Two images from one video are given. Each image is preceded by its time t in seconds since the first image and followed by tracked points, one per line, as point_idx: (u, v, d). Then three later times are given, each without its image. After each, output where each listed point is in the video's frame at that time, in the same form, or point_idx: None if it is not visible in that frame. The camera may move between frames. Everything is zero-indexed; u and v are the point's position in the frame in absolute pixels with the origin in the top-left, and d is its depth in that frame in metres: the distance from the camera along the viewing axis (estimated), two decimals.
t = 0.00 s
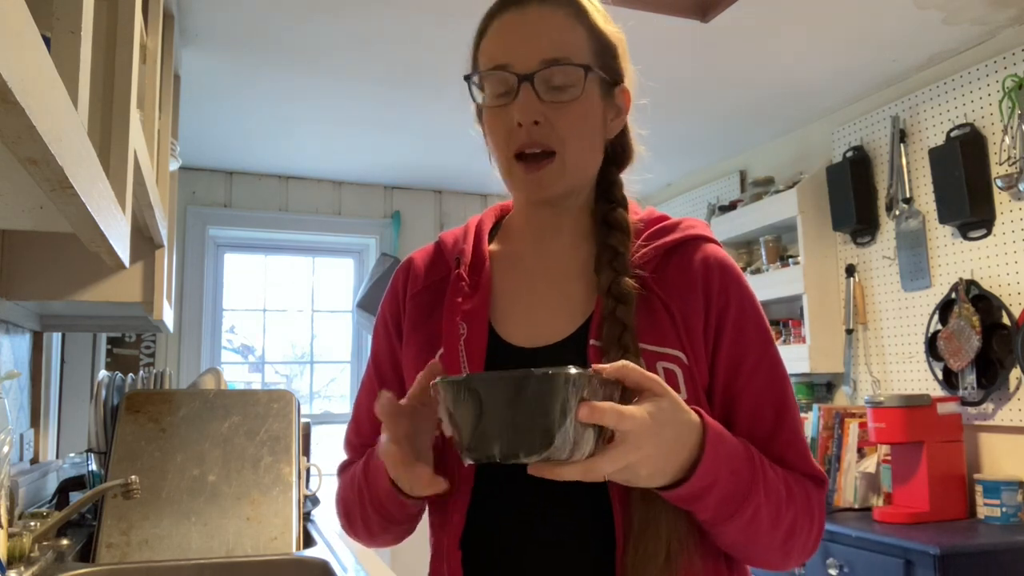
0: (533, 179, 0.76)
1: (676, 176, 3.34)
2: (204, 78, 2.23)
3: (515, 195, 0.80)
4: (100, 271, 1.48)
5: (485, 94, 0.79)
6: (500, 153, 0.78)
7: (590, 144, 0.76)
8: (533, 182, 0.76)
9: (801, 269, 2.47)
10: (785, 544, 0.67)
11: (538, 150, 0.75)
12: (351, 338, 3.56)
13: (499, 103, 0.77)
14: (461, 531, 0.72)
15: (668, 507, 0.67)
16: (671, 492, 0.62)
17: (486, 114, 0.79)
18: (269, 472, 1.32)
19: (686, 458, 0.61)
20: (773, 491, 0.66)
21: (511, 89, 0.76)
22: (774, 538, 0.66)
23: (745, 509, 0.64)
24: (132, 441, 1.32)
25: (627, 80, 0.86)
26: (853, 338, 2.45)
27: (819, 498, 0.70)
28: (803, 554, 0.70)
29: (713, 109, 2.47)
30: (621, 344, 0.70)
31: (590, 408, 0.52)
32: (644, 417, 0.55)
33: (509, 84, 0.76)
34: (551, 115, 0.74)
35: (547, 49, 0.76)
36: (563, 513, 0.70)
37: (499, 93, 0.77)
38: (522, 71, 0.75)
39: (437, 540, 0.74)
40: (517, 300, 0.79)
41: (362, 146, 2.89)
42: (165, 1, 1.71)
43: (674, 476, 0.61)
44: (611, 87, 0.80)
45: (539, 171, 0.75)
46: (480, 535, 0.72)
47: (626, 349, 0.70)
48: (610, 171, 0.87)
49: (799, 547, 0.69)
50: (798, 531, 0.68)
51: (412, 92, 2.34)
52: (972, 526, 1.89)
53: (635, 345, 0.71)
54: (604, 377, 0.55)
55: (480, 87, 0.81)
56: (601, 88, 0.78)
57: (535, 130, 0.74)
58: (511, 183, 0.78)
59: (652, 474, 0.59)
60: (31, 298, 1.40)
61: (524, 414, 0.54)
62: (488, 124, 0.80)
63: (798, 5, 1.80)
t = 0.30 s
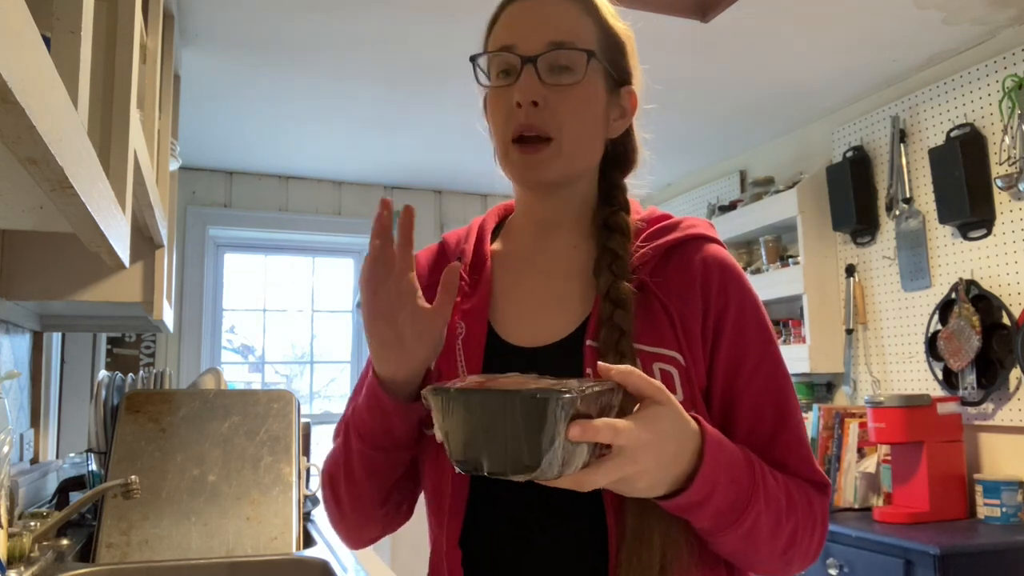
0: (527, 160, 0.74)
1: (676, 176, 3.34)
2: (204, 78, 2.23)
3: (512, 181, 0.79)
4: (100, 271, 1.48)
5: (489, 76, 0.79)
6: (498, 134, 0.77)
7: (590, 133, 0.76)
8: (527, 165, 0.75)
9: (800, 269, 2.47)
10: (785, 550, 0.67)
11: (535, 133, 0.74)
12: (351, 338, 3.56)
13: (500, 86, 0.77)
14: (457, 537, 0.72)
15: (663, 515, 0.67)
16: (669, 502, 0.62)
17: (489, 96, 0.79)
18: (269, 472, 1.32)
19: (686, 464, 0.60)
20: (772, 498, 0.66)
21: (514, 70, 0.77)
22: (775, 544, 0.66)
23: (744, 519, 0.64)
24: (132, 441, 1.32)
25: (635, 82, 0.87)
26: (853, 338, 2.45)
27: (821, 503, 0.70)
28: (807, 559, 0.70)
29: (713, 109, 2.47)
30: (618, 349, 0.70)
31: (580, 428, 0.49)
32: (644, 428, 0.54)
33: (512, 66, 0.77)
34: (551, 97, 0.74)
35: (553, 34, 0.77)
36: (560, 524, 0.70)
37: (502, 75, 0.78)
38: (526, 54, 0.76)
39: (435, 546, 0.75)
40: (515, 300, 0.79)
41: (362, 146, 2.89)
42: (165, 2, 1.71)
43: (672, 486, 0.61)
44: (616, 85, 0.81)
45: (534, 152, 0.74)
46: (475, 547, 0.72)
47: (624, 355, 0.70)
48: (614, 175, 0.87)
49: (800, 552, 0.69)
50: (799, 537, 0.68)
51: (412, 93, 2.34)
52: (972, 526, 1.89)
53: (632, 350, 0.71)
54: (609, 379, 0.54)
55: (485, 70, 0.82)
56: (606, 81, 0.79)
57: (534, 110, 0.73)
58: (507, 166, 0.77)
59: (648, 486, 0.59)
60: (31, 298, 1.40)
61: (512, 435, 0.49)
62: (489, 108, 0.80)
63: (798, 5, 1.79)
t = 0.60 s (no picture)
0: (529, 166, 0.75)
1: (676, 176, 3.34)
2: (204, 78, 2.23)
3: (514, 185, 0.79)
4: (100, 271, 1.48)
5: (489, 81, 0.79)
6: (498, 139, 0.77)
7: (591, 137, 0.76)
8: (529, 170, 0.75)
9: (800, 269, 2.47)
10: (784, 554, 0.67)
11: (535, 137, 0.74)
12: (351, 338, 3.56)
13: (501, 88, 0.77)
14: (456, 541, 0.73)
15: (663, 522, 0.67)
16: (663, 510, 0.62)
17: (489, 101, 0.79)
18: (269, 472, 1.32)
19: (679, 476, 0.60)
20: (767, 508, 0.66)
21: (514, 75, 0.76)
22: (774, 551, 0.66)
23: (739, 527, 0.64)
24: (132, 441, 1.32)
25: (635, 80, 0.87)
26: (853, 338, 2.45)
27: (822, 506, 0.69)
28: (808, 562, 0.70)
29: (713, 108, 2.47)
30: (620, 350, 0.70)
31: (593, 496, 0.54)
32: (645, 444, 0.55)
33: (512, 70, 0.77)
34: (552, 103, 0.74)
35: (553, 38, 0.76)
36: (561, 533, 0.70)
37: (502, 80, 0.77)
38: (526, 59, 0.76)
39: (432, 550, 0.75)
40: (516, 301, 0.79)
41: (362, 146, 2.89)
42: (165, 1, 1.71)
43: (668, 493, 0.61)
44: (617, 84, 0.81)
45: (535, 158, 0.74)
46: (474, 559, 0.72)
47: (625, 355, 0.70)
48: (613, 173, 0.87)
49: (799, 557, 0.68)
50: (799, 541, 0.68)
51: (412, 93, 2.34)
52: (972, 526, 1.89)
53: (634, 350, 0.71)
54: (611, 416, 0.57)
55: (484, 73, 0.81)
56: (606, 82, 0.79)
57: (535, 117, 0.73)
58: (507, 168, 0.77)
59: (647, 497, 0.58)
60: (31, 298, 1.40)
61: (522, 496, 0.55)
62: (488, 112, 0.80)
63: (798, 5, 1.80)
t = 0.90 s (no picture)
0: (529, 177, 0.75)
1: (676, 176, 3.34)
2: (203, 78, 2.23)
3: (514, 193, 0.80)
4: (100, 271, 1.48)
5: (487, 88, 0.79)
6: (498, 148, 0.78)
7: (591, 143, 0.76)
8: (530, 180, 0.76)
9: (801, 269, 2.47)
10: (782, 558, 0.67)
11: (535, 148, 0.75)
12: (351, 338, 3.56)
13: (499, 97, 0.78)
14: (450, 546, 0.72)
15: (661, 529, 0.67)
16: (656, 518, 0.62)
17: (487, 109, 0.79)
18: (269, 472, 1.32)
19: (668, 482, 0.61)
20: (761, 516, 0.66)
21: (512, 84, 0.77)
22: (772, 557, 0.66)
23: (734, 535, 0.64)
24: (132, 441, 1.32)
25: (633, 76, 0.86)
26: (853, 338, 2.45)
27: (822, 507, 0.69)
28: (808, 564, 0.70)
29: (713, 108, 2.47)
30: (617, 351, 0.70)
31: (561, 505, 0.53)
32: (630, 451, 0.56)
33: (509, 79, 0.77)
34: (551, 112, 0.74)
35: (550, 44, 0.76)
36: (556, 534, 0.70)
37: (500, 88, 0.78)
38: (523, 67, 0.76)
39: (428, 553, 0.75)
40: (514, 303, 0.79)
41: (362, 146, 2.89)
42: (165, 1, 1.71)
43: (657, 503, 0.61)
44: (615, 84, 0.81)
45: (536, 170, 0.75)
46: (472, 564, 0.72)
47: (622, 355, 0.70)
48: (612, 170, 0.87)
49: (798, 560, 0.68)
50: (798, 545, 0.68)
51: (412, 93, 2.34)
52: (972, 526, 1.89)
53: (631, 351, 0.71)
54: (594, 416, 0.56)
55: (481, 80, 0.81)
56: (605, 85, 0.78)
57: (535, 128, 0.74)
58: (507, 177, 0.77)
59: (637, 501, 0.59)
60: (31, 298, 1.40)
61: (491, 507, 0.54)
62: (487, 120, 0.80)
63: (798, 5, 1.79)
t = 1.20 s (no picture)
0: (530, 184, 0.76)
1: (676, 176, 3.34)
2: (203, 78, 2.23)
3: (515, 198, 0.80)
4: (100, 271, 1.48)
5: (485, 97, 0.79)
6: (498, 156, 0.78)
7: (590, 149, 0.76)
8: (530, 188, 0.76)
9: (800, 269, 2.47)
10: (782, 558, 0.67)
11: (535, 156, 0.75)
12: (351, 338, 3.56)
13: (498, 107, 0.77)
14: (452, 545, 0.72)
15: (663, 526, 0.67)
16: (659, 516, 0.62)
17: (486, 118, 0.79)
18: (269, 472, 1.32)
19: (671, 480, 0.61)
20: (764, 513, 0.66)
21: (510, 94, 0.76)
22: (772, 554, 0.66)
23: (735, 532, 0.64)
24: (132, 441, 1.32)
25: (632, 77, 0.86)
26: (853, 338, 2.45)
27: (822, 507, 0.69)
28: (808, 564, 0.70)
29: (713, 108, 2.47)
30: (617, 350, 0.70)
31: (562, 501, 0.54)
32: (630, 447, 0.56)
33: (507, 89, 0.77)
34: (550, 121, 0.74)
35: (547, 53, 0.76)
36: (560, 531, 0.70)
37: (498, 98, 0.78)
38: (521, 77, 0.76)
39: (430, 554, 0.74)
40: (515, 303, 0.79)
41: (361, 146, 2.88)
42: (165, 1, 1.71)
43: (659, 500, 0.61)
44: (614, 86, 0.80)
45: (536, 177, 0.75)
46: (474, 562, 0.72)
47: (622, 354, 0.70)
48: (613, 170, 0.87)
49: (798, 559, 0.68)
50: (799, 545, 0.68)
51: (412, 93, 2.34)
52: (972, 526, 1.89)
53: (632, 350, 0.71)
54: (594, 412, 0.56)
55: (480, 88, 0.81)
56: (603, 89, 0.78)
57: (534, 137, 0.74)
58: (507, 185, 0.78)
59: (638, 498, 0.59)
60: (31, 298, 1.40)
61: (500, 503, 0.54)
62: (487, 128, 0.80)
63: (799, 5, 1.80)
